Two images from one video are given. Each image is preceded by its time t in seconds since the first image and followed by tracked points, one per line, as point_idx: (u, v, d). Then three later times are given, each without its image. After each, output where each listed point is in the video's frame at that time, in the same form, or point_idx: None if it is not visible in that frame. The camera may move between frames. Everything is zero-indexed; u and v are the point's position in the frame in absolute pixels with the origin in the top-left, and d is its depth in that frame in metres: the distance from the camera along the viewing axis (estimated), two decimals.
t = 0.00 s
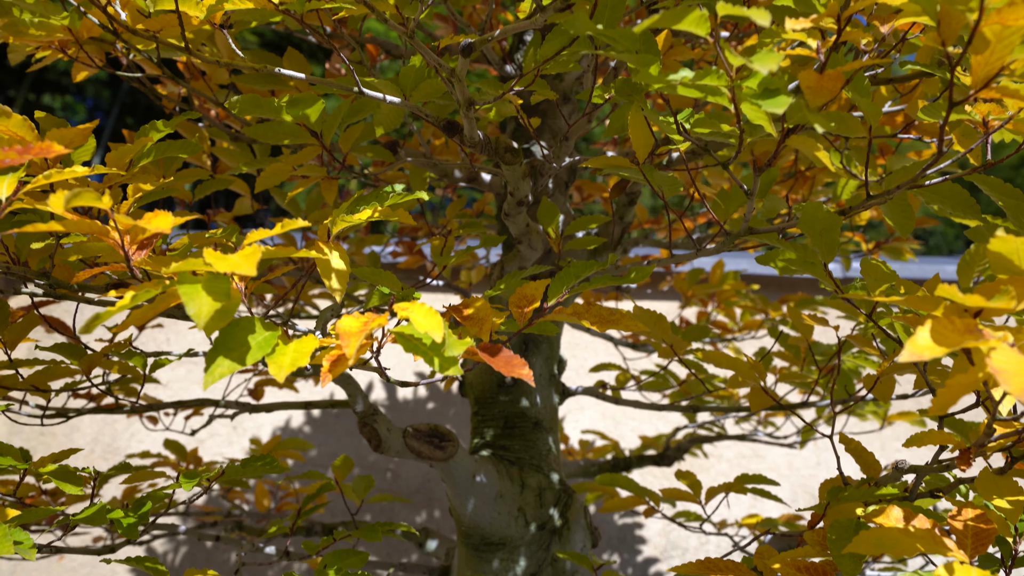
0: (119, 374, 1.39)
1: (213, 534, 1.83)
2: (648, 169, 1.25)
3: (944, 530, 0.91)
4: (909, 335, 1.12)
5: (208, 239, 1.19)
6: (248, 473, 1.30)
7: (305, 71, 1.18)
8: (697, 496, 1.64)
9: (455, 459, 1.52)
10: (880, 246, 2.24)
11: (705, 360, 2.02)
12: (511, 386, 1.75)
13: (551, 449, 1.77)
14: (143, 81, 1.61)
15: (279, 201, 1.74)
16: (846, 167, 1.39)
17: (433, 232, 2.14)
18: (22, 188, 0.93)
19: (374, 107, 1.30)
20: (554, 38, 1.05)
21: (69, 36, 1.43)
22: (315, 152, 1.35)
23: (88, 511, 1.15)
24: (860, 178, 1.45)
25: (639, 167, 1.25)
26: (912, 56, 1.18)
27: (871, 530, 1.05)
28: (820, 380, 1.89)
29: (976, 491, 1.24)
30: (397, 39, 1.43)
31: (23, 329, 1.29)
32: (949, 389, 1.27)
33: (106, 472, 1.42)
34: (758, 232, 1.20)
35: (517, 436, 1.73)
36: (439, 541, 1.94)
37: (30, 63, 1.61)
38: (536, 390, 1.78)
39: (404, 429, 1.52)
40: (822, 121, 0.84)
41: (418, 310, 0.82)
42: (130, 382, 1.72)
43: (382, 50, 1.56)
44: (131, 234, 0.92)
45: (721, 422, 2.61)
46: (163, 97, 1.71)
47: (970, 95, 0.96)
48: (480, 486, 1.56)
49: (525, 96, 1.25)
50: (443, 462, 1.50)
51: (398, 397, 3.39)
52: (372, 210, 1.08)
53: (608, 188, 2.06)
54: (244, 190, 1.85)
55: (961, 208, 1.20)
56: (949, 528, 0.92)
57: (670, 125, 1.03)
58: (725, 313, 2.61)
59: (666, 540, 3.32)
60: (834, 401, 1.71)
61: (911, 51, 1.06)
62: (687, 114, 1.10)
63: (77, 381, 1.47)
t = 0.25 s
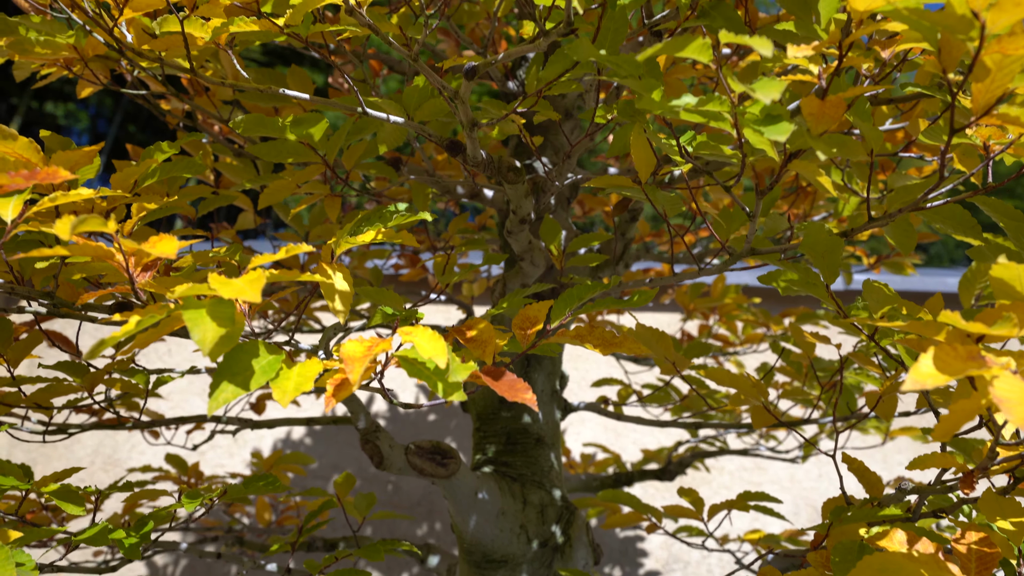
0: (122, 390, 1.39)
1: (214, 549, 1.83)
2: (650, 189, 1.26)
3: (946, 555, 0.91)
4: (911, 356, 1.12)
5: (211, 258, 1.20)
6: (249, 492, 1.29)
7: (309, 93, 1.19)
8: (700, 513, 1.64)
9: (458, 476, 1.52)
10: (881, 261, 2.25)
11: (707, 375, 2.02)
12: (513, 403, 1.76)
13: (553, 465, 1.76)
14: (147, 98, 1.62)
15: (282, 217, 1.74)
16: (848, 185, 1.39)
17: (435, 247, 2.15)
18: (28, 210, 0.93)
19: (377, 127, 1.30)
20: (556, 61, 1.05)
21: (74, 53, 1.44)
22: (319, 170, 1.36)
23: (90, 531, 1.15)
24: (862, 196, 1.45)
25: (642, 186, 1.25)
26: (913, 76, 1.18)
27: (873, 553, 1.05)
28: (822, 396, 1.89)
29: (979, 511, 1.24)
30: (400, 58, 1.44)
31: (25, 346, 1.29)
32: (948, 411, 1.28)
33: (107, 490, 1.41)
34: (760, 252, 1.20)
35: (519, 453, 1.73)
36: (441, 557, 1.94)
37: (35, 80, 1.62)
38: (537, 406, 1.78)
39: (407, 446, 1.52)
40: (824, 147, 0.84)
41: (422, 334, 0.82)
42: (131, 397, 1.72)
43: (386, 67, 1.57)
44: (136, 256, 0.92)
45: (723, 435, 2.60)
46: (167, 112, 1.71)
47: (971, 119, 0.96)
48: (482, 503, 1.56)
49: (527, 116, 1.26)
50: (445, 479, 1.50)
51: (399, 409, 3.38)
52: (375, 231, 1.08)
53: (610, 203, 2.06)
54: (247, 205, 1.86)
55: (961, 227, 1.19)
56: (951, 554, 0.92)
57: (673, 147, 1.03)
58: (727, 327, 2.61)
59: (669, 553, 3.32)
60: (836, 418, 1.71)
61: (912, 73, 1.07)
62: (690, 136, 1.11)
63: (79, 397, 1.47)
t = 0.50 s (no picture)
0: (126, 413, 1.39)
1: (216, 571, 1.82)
2: (654, 214, 1.26)
3: None
4: (915, 384, 1.12)
5: (218, 282, 1.20)
6: (253, 517, 1.29)
7: (316, 119, 1.20)
8: (704, 535, 1.64)
9: (461, 499, 1.52)
10: (885, 280, 2.25)
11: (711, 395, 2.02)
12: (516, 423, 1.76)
13: (556, 486, 1.76)
14: (153, 119, 1.62)
15: (286, 237, 1.75)
16: (852, 209, 1.40)
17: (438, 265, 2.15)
18: (36, 239, 0.94)
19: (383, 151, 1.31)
20: (562, 90, 1.06)
21: (82, 77, 1.44)
22: (324, 195, 1.37)
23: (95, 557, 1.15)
24: (865, 219, 1.46)
25: (646, 211, 1.26)
26: (917, 104, 1.19)
27: None
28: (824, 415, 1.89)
29: (984, 538, 1.24)
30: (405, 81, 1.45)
31: (30, 369, 1.29)
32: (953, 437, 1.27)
33: (110, 513, 1.41)
34: (764, 278, 1.20)
35: (522, 473, 1.73)
36: None
37: (42, 101, 1.62)
38: (540, 426, 1.78)
39: (410, 467, 1.51)
40: (829, 179, 0.85)
41: (429, 366, 0.83)
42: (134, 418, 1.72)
43: (391, 90, 1.58)
44: (144, 285, 0.92)
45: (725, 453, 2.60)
46: (172, 133, 1.72)
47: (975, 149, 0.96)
48: (486, 525, 1.56)
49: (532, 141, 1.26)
50: (449, 501, 1.50)
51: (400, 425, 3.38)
52: (381, 258, 1.09)
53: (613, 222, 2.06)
54: (251, 224, 1.86)
55: (964, 252, 1.20)
56: None
57: (678, 175, 1.04)
58: (729, 344, 2.61)
59: (671, 570, 3.31)
60: (839, 439, 1.71)
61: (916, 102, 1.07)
62: (694, 163, 1.12)
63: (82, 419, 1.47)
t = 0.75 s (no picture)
0: (129, 439, 1.39)
1: None
2: (656, 242, 1.27)
3: None
4: (917, 413, 1.12)
5: (221, 310, 1.21)
6: (255, 544, 1.29)
7: (320, 148, 1.21)
8: (706, 560, 1.63)
9: (461, 523, 1.54)
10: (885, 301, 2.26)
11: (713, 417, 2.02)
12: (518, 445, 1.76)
13: (558, 509, 1.74)
14: (158, 144, 1.63)
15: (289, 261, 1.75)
16: (852, 234, 1.40)
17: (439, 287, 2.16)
18: (42, 270, 0.94)
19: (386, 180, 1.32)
20: (564, 122, 1.07)
21: (87, 103, 1.46)
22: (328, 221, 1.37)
23: None
24: (866, 245, 1.46)
25: (648, 239, 1.27)
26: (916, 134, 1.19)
27: None
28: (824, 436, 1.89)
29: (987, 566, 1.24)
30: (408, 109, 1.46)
31: (33, 396, 1.30)
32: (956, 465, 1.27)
33: (111, 540, 1.40)
34: (766, 306, 1.21)
35: (524, 496, 1.73)
36: None
37: (47, 126, 1.64)
38: (542, 448, 1.77)
39: (412, 491, 1.51)
40: (829, 215, 0.85)
41: (432, 400, 0.83)
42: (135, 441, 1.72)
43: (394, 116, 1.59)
44: (150, 318, 0.93)
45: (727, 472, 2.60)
46: (176, 157, 1.73)
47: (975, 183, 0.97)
48: (487, 548, 1.59)
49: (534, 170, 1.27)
50: (450, 526, 1.52)
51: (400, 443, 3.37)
52: (384, 287, 1.09)
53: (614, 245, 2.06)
54: (254, 247, 1.87)
55: (965, 279, 1.22)
56: None
57: (680, 207, 1.04)
58: (730, 363, 2.61)
59: None
60: (840, 462, 1.71)
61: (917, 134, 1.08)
62: (695, 194, 1.13)
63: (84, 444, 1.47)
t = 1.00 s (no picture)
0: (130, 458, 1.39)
1: None
2: (657, 262, 1.28)
3: None
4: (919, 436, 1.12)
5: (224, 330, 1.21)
6: (256, 564, 1.29)
7: (324, 169, 1.21)
8: None
9: (463, 541, 1.53)
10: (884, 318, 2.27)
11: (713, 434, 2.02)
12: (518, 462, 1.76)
13: (559, 527, 1.74)
14: (161, 163, 1.64)
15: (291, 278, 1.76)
16: (852, 255, 1.41)
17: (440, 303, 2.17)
18: (48, 292, 0.94)
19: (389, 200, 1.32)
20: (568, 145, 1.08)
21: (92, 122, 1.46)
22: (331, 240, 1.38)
23: None
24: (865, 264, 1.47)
25: (649, 259, 1.27)
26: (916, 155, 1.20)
27: None
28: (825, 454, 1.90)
29: None
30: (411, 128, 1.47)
31: (35, 415, 1.30)
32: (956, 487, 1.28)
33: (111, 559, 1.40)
34: (768, 327, 1.22)
35: (525, 513, 1.73)
36: None
37: (51, 144, 1.64)
38: (543, 466, 1.77)
39: (414, 509, 1.51)
40: (832, 242, 0.86)
41: (437, 423, 0.83)
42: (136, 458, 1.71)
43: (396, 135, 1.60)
44: (154, 340, 0.93)
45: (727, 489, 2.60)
46: (179, 175, 1.74)
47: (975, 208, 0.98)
48: (488, 567, 1.56)
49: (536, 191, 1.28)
50: (451, 544, 1.50)
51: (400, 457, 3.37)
52: (388, 308, 1.09)
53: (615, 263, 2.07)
54: (256, 263, 1.87)
55: (965, 301, 1.22)
56: None
57: (683, 230, 1.05)
58: (730, 379, 2.61)
59: None
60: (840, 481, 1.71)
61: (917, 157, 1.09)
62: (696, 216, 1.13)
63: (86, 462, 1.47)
